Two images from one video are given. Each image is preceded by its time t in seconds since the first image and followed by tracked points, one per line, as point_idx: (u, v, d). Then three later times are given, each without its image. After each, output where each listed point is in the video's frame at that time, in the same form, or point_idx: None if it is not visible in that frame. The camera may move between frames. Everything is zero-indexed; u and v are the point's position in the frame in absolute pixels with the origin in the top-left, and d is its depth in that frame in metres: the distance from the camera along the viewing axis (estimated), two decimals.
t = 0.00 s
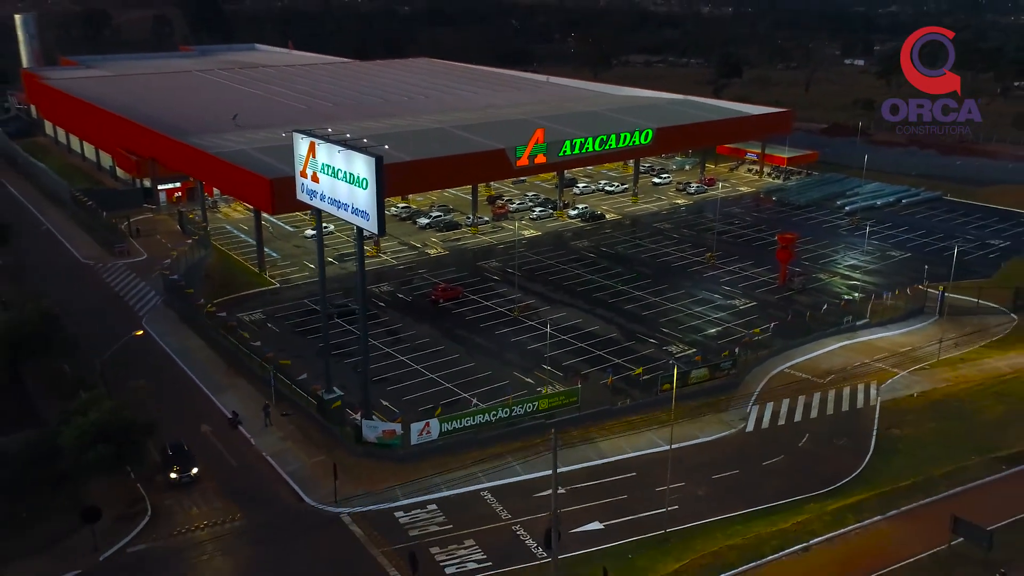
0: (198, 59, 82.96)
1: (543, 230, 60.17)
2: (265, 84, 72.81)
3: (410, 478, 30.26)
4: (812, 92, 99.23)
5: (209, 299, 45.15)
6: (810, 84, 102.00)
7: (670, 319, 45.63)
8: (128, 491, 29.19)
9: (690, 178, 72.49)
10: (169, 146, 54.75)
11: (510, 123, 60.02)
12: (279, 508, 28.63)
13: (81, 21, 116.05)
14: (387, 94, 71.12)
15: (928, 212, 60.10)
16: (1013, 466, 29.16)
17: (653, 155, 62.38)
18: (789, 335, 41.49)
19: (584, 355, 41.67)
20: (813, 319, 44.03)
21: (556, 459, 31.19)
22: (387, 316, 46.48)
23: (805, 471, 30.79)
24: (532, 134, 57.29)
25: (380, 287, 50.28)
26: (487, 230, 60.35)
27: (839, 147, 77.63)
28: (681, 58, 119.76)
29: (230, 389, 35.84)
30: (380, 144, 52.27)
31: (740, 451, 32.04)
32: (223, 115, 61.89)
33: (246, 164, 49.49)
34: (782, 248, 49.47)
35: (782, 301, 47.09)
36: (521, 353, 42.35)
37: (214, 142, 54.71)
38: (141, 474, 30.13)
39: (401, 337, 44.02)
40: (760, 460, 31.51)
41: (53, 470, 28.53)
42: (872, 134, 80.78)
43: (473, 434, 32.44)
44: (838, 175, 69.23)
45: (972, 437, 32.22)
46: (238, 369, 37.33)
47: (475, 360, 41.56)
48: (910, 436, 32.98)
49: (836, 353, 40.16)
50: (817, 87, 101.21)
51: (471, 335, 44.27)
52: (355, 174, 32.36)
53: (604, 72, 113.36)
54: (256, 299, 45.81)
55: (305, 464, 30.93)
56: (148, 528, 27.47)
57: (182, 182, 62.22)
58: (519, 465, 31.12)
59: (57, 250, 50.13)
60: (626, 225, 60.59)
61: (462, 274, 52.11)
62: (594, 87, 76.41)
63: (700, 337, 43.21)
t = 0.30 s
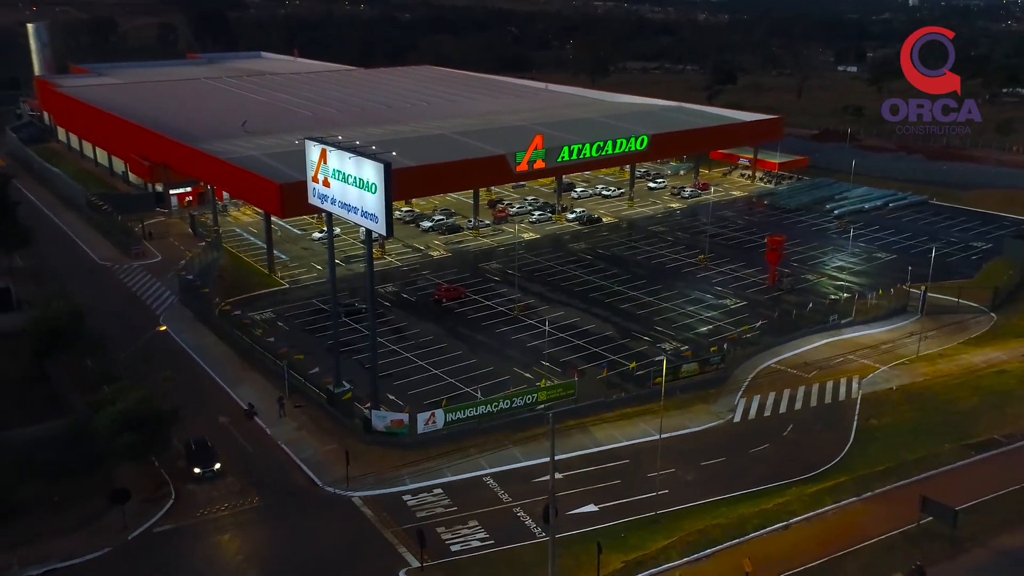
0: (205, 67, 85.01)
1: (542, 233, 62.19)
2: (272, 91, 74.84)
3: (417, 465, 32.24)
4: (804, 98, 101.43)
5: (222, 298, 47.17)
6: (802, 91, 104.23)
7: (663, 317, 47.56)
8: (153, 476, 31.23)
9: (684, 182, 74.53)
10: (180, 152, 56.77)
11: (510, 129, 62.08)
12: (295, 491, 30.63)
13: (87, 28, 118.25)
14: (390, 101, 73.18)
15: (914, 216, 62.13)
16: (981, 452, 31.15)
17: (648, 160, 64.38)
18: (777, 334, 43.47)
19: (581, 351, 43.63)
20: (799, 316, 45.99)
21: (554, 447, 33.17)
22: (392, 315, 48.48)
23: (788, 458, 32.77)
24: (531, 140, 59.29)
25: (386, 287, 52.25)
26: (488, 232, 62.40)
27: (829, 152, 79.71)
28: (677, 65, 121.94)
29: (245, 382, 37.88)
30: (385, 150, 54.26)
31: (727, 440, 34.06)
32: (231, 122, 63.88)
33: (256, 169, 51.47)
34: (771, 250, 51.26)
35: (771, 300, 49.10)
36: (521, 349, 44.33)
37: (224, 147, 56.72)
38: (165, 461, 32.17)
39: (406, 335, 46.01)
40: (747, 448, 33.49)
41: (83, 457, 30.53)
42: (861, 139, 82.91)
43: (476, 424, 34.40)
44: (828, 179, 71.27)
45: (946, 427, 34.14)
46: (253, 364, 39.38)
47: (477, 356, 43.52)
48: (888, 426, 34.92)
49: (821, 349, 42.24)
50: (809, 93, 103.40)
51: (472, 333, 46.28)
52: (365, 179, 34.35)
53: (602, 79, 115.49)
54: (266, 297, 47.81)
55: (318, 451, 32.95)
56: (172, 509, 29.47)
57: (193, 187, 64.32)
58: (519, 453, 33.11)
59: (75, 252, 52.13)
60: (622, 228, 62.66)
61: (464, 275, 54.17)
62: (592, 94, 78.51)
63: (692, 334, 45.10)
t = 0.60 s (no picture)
0: (213, 76, 87.27)
1: (541, 237, 64.36)
2: (279, 100, 77.07)
3: (423, 454, 34.33)
4: (797, 106, 103.82)
5: (235, 299, 49.29)
6: (795, 98, 106.68)
7: (657, 317, 49.69)
8: (176, 463, 33.35)
9: (678, 188, 76.72)
10: (192, 159, 58.91)
11: (510, 137, 64.29)
12: (309, 477, 32.74)
13: (95, 37, 120.62)
14: (394, 109, 75.39)
15: (900, 220, 64.34)
16: (952, 441, 33.29)
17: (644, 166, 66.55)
18: (765, 333, 45.61)
19: (578, 349, 45.75)
20: (787, 315, 48.17)
21: (552, 437, 35.27)
22: (398, 315, 50.62)
23: (772, 447, 34.89)
24: (530, 147, 61.45)
25: (392, 289, 54.39)
26: (489, 236, 64.58)
27: (819, 159, 81.96)
28: (673, 73, 124.39)
29: (260, 377, 40.00)
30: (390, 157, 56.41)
31: (715, 431, 36.19)
32: (241, 130, 66.06)
33: (267, 176, 53.60)
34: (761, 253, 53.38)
35: (760, 301, 51.26)
36: (521, 347, 46.45)
37: (234, 155, 58.88)
38: (186, 450, 34.28)
39: (411, 333, 48.14)
40: (733, 439, 35.61)
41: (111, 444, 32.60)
42: (851, 147, 85.26)
43: (479, 416, 36.51)
44: (818, 185, 73.52)
45: (921, 418, 36.29)
46: (266, 360, 41.50)
47: (479, 354, 45.65)
48: (867, 417, 37.05)
49: (806, 347, 44.42)
50: (802, 101, 105.80)
51: (474, 332, 48.41)
52: (374, 186, 36.51)
53: (600, 87, 117.89)
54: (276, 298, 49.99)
55: (330, 441, 35.06)
56: (195, 494, 31.54)
57: (204, 193, 66.54)
58: (519, 443, 35.21)
59: (93, 256, 54.27)
60: (619, 232, 64.86)
61: (466, 277, 56.35)
62: (590, 103, 80.76)
63: (685, 332, 47.21)
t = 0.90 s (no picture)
0: (220, 86, 89.41)
1: (540, 242, 66.46)
2: (285, 109, 79.17)
3: (428, 446, 36.34)
4: (790, 114, 106.13)
5: (246, 301, 51.33)
6: (788, 107, 109.01)
7: (651, 319, 51.76)
8: (195, 454, 35.34)
9: (673, 195, 78.81)
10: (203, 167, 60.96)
11: (510, 146, 66.41)
12: (321, 467, 34.75)
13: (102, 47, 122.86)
14: (397, 118, 77.54)
15: (887, 226, 66.52)
16: (926, 433, 35.37)
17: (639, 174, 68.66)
18: (754, 334, 47.67)
19: (575, 349, 47.78)
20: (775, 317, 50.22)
21: (549, 431, 37.27)
22: (402, 316, 52.67)
23: (757, 440, 36.89)
24: (529, 156, 63.56)
25: (396, 292, 56.45)
26: (489, 241, 66.69)
27: (810, 167, 84.16)
28: (669, 82, 126.65)
29: (272, 375, 42.02)
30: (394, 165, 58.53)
31: (705, 425, 38.22)
32: (249, 139, 68.14)
33: (275, 183, 55.66)
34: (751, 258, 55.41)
35: (750, 303, 53.33)
36: (521, 347, 48.51)
37: (244, 162, 60.94)
38: (204, 442, 36.28)
39: (416, 334, 50.21)
40: (721, 432, 37.63)
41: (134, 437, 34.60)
42: (842, 155, 87.52)
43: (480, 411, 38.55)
44: (809, 192, 75.69)
45: (900, 412, 38.33)
46: (278, 359, 43.52)
47: (480, 354, 47.68)
48: (849, 412, 39.06)
49: (793, 348, 46.47)
50: (795, 110, 108.14)
51: (476, 333, 50.48)
52: (381, 193, 38.57)
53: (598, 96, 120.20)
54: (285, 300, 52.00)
55: (340, 434, 37.06)
56: (213, 483, 33.54)
57: (214, 200, 68.69)
58: (519, 436, 37.21)
59: (109, 260, 56.33)
60: (615, 238, 66.97)
61: (468, 281, 58.41)
62: (588, 112, 82.93)
63: (678, 333, 49.25)
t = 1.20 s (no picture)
0: (227, 96, 91.78)
1: (538, 247, 68.73)
2: (290, 119, 81.48)
3: (432, 438, 38.52)
4: (784, 123, 108.59)
5: (257, 303, 53.58)
6: (782, 117, 111.50)
7: (645, 320, 54.01)
8: (212, 446, 37.52)
9: (667, 202, 81.07)
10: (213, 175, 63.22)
11: (510, 154, 68.73)
12: (331, 458, 36.93)
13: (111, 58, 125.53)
14: (400, 128, 79.87)
15: (875, 232, 68.80)
16: (902, 426, 37.53)
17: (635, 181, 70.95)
18: (743, 335, 49.88)
19: (572, 349, 49.99)
20: (763, 318, 52.46)
21: (547, 425, 39.44)
22: (406, 318, 54.89)
23: (743, 433, 39.06)
24: (528, 164, 65.83)
25: (400, 295, 58.70)
26: (489, 247, 68.95)
27: (802, 175, 86.55)
28: (666, 92, 129.21)
29: (284, 372, 44.23)
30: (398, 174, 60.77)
31: (694, 419, 40.41)
32: (256, 147, 70.44)
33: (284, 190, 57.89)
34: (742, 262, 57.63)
35: (740, 306, 55.56)
36: (520, 347, 50.72)
37: (252, 170, 63.22)
38: (221, 435, 38.47)
39: (419, 335, 52.45)
40: (709, 426, 39.83)
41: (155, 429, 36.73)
42: (832, 163, 89.91)
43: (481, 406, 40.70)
44: (799, 200, 78.00)
45: (879, 407, 40.53)
46: (288, 358, 45.71)
47: (481, 353, 49.88)
48: (831, 407, 41.23)
49: (780, 348, 48.66)
50: (789, 119, 110.61)
51: (477, 334, 52.69)
52: (388, 200, 40.80)
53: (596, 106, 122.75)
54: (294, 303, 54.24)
55: (349, 428, 39.21)
56: (231, 472, 35.73)
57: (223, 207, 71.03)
58: (518, 430, 39.38)
59: (124, 265, 58.62)
60: (611, 243, 69.23)
61: (469, 284, 60.64)
62: (586, 121, 85.27)
63: (670, 334, 51.49)
